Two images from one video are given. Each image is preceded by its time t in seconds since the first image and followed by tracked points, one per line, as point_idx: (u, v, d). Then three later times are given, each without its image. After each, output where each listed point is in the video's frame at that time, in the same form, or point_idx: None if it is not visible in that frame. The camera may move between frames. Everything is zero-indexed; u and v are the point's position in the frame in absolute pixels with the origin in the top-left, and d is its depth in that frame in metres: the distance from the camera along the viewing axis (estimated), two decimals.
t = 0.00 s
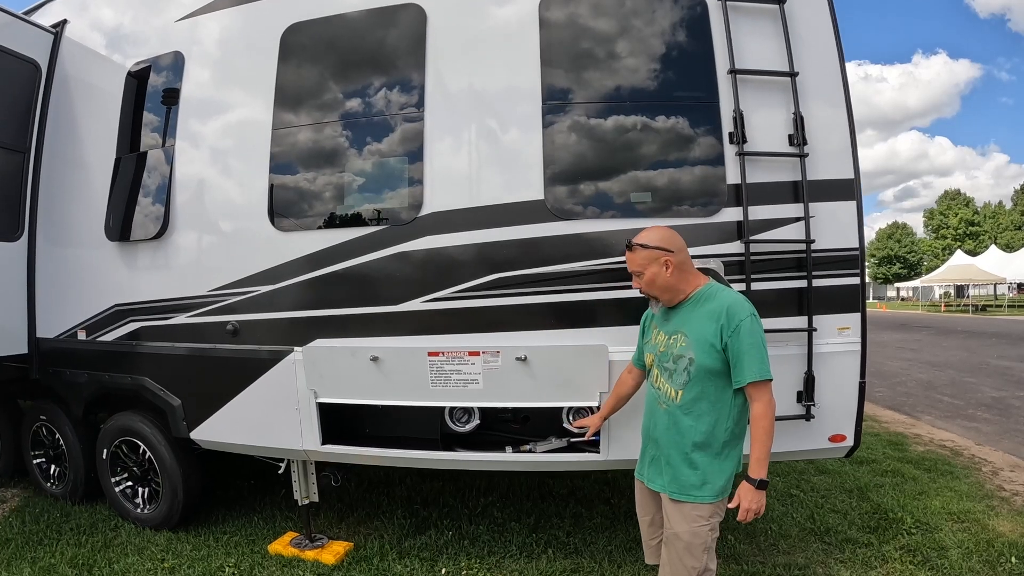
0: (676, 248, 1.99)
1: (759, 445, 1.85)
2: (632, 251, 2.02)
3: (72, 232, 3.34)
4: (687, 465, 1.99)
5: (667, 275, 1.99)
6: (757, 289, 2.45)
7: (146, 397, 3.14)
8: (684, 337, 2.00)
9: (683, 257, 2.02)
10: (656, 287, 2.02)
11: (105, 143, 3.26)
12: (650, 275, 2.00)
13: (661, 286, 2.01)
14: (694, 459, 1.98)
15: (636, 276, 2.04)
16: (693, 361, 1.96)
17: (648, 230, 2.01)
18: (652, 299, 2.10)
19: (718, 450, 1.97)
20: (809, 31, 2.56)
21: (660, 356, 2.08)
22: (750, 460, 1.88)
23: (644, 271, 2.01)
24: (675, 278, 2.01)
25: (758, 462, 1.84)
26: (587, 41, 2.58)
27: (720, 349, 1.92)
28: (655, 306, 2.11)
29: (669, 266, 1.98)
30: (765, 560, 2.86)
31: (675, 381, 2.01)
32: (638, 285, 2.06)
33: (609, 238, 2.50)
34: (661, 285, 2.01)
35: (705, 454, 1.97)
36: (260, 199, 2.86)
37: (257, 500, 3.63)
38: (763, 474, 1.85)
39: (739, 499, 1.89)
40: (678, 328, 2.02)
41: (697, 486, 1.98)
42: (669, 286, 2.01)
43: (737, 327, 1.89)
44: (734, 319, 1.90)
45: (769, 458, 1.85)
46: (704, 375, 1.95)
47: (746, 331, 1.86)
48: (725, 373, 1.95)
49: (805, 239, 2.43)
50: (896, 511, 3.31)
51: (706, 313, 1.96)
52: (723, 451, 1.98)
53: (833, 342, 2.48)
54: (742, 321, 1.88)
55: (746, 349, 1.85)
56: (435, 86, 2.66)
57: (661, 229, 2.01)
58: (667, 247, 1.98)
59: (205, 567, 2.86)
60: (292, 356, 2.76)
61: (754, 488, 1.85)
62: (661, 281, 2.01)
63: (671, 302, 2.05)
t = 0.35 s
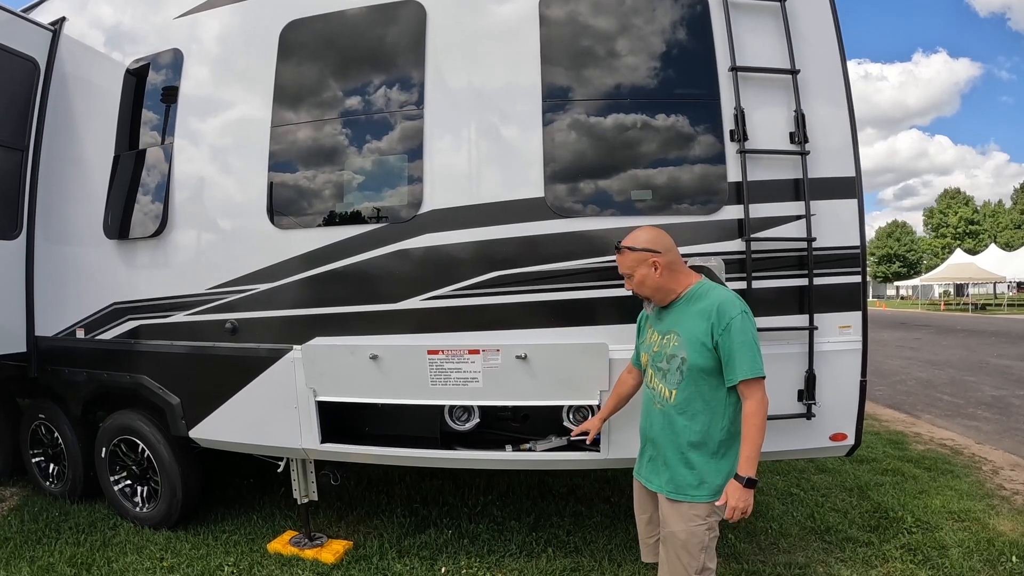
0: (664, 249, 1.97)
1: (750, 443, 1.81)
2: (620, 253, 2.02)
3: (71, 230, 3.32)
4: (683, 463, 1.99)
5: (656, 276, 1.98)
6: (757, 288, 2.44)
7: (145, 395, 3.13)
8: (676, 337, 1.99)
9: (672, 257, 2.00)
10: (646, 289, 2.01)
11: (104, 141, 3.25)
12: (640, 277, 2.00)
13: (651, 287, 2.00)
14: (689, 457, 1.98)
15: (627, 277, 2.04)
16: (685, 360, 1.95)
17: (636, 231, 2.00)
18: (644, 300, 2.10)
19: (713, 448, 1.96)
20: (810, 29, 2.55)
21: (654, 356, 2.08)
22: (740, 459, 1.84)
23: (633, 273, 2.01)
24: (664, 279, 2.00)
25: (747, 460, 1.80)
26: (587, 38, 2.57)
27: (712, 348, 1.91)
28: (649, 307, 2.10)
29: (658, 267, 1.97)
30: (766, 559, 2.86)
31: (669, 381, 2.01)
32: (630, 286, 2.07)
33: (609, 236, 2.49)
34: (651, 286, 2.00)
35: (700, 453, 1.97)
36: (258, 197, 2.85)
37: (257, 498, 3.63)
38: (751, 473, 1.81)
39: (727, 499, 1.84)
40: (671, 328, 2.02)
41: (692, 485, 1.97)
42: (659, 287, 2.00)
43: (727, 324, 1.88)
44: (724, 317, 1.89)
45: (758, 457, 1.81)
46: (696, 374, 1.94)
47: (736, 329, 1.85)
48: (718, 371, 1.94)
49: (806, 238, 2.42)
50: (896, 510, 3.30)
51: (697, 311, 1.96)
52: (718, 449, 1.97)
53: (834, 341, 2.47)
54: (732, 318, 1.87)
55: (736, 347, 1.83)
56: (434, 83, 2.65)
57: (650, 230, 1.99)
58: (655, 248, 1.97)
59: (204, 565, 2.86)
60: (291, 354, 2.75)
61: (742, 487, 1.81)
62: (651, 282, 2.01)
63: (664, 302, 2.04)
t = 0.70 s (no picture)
0: (626, 267, 2.01)
1: (751, 421, 1.82)
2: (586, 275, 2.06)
3: (70, 229, 3.32)
4: (697, 463, 1.99)
5: (623, 294, 2.01)
6: (757, 286, 2.43)
7: (144, 394, 3.13)
8: (659, 344, 2.00)
9: (636, 273, 2.03)
10: (615, 307, 2.04)
11: (103, 140, 3.24)
12: (608, 297, 2.03)
13: (620, 305, 2.03)
14: (703, 454, 1.98)
15: (596, 300, 2.07)
16: (675, 362, 1.96)
17: (598, 253, 2.04)
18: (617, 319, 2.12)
19: (724, 437, 1.97)
20: (811, 28, 2.55)
21: (645, 369, 2.08)
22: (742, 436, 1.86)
23: (601, 294, 2.04)
24: (631, 295, 2.02)
25: (749, 436, 1.82)
26: (587, 36, 2.56)
27: (695, 342, 1.93)
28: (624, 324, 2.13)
29: (623, 285, 2.00)
30: (766, 558, 2.86)
31: (664, 387, 2.01)
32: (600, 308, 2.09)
33: (609, 234, 2.49)
34: (621, 305, 2.03)
35: (712, 447, 1.97)
36: (258, 195, 2.84)
37: (256, 497, 3.63)
38: (754, 448, 1.83)
39: (733, 475, 1.89)
40: (652, 336, 2.03)
41: (712, 480, 1.97)
42: (628, 305, 2.03)
43: (700, 313, 1.90)
44: (695, 308, 1.92)
45: (760, 433, 1.83)
46: (689, 372, 1.96)
47: (711, 316, 1.87)
48: (709, 362, 1.95)
49: (805, 236, 2.42)
50: (896, 509, 3.30)
51: (671, 312, 1.98)
52: (728, 438, 1.98)
53: (834, 339, 2.47)
54: (703, 306, 1.90)
55: (715, 333, 1.85)
56: (434, 81, 2.65)
57: (611, 250, 2.03)
58: (617, 267, 2.00)
59: (204, 564, 2.85)
60: (291, 352, 2.75)
61: (747, 463, 1.85)
62: (619, 301, 2.03)
63: (636, 318, 2.07)
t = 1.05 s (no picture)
0: (615, 274, 2.01)
1: (746, 417, 1.81)
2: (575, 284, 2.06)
3: (70, 228, 3.32)
4: (698, 463, 1.99)
5: (613, 302, 2.01)
6: (757, 285, 2.43)
7: (143, 393, 3.13)
8: (651, 348, 2.01)
9: (627, 280, 2.03)
10: (605, 315, 2.05)
11: (103, 139, 3.24)
12: (598, 305, 2.03)
13: (610, 313, 2.03)
14: (703, 454, 1.98)
15: (586, 308, 2.08)
16: (668, 364, 1.96)
17: (587, 261, 2.05)
18: (609, 326, 2.13)
19: (720, 436, 1.97)
20: (811, 27, 2.55)
21: (639, 374, 2.08)
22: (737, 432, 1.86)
23: (591, 303, 2.04)
24: (622, 303, 2.02)
25: (744, 433, 1.82)
26: (587, 36, 2.56)
27: (686, 343, 1.93)
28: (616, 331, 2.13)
29: (612, 293, 2.00)
30: (765, 557, 2.86)
31: (660, 390, 2.01)
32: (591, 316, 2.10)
33: (609, 234, 2.49)
34: (611, 312, 2.03)
35: (711, 446, 1.98)
36: (257, 195, 2.84)
37: (255, 497, 3.63)
38: (749, 444, 1.83)
39: (730, 472, 1.89)
40: (644, 340, 2.03)
41: (715, 478, 1.97)
42: (618, 312, 2.03)
43: (688, 313, 1.91)
44: (682, 309, 1.93)
45: (756, 428, 1.83)
46: (683, 373, 1.96)
47: (699, 315, 1.88)
48: (701, 362, 1.95)
49: (805, 235, 2.42)
50: (896, 509, 3.30)
51: (660, 315, 1.98)
52: (726, 435, 1.98)
53: (834, 338, 2.47)
54: (690, 306, 1.91)
55: (705, 332, 1.86)
56: (433, 81, 2.64)
57: (601, 258, 2.04)
58: (607, 276, 2.00)
59: (204, 564, 2.85)
60: (291, 351, 2.75)
61: (741, 460, 1.85)
62: (610, 308, 2.04)
63: (628, 325, 2.07)
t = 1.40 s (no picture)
0: (618, 269, 2.02)
1: (741, 415, 1.82)
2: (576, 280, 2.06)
3: (68, 227, 3.31)
4: (696, 460, 1.99)
5: (614, 298, 2.01)
6: (756, 284, 2.43)
7: (142, 392, 3.13)
8: (650, 346, 2.00)
9: (628, 276, 2.04)
10: (606, 311, 2.05)
11: (102, 138, 3.23)
12: (600, 300, 2.03)
13: (611, 309, 2.03)
14: (701, 452, 1.98)
15: (587, 304, 2.07)
16: (667, 362, 1.96)
17: (588, 257, 2.05)
18: (609, 322, 2.12)
19: (718, 434, 1.97)
20: (811, 26, 2.54)
21: (637, 371, 2.08)
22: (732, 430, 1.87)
23: (593, 298, 2.04)
24: (623, 299, 2.03)
25: (738, 431, 1.83)
26: (587, 34, 2.56)
27: (686, 341, 1.94)
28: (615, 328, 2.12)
29: (614, 289, 2.00)
30: (764, 556, 2.86)
31: (659, 388, 2.01)
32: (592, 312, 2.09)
33: (608, 233, 2.48)
34: (612, 308, 2.03)
35: (709, 444, 1.97)
36: (256, 194, 2.84)
37: (254, 496, 3.63)
38: (742, 442, 1.83)
39: (723, 469, 1.90)
40: (644, 338, 2.02)
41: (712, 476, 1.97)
42: (619, 308, 2.03)
43: (689, 312, 1.91)
44: (683, 307, 1.92)
45: (750, 426, 1.84)
46: (683, 371, 1.96)
47: (700, 313, 1.88)
48: (700, 360, 1.95)
49: (804, 234, 2.42)
50: (895, 508, 3.30)
51: (661, 312, 1.98)
52: (724, 434, 1.98)
53: (833, 337, 2.46)
54: (691, 304, 1.91)
55: (705, 330, 1.86)
56: (432, 79, 2.64)
57: (601, 254, 2.04)
58: (609, 272, 2.01)
59: (202, 563, 2.85)
60: (289, 350, 2.75)
61: (735, 457, 1.85)
62: (611, 304, 2.04)
63: (627, 322, 2.07)
